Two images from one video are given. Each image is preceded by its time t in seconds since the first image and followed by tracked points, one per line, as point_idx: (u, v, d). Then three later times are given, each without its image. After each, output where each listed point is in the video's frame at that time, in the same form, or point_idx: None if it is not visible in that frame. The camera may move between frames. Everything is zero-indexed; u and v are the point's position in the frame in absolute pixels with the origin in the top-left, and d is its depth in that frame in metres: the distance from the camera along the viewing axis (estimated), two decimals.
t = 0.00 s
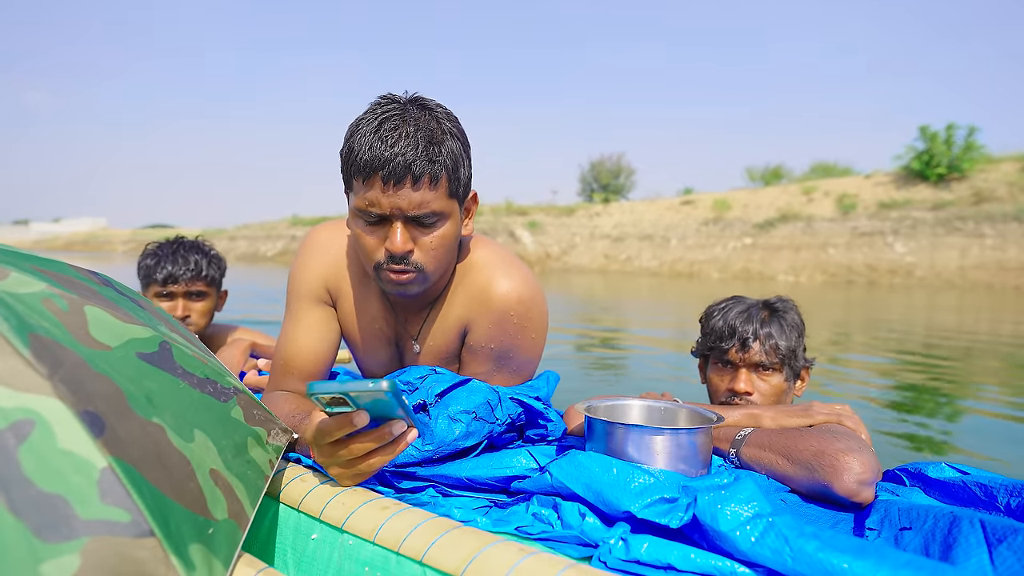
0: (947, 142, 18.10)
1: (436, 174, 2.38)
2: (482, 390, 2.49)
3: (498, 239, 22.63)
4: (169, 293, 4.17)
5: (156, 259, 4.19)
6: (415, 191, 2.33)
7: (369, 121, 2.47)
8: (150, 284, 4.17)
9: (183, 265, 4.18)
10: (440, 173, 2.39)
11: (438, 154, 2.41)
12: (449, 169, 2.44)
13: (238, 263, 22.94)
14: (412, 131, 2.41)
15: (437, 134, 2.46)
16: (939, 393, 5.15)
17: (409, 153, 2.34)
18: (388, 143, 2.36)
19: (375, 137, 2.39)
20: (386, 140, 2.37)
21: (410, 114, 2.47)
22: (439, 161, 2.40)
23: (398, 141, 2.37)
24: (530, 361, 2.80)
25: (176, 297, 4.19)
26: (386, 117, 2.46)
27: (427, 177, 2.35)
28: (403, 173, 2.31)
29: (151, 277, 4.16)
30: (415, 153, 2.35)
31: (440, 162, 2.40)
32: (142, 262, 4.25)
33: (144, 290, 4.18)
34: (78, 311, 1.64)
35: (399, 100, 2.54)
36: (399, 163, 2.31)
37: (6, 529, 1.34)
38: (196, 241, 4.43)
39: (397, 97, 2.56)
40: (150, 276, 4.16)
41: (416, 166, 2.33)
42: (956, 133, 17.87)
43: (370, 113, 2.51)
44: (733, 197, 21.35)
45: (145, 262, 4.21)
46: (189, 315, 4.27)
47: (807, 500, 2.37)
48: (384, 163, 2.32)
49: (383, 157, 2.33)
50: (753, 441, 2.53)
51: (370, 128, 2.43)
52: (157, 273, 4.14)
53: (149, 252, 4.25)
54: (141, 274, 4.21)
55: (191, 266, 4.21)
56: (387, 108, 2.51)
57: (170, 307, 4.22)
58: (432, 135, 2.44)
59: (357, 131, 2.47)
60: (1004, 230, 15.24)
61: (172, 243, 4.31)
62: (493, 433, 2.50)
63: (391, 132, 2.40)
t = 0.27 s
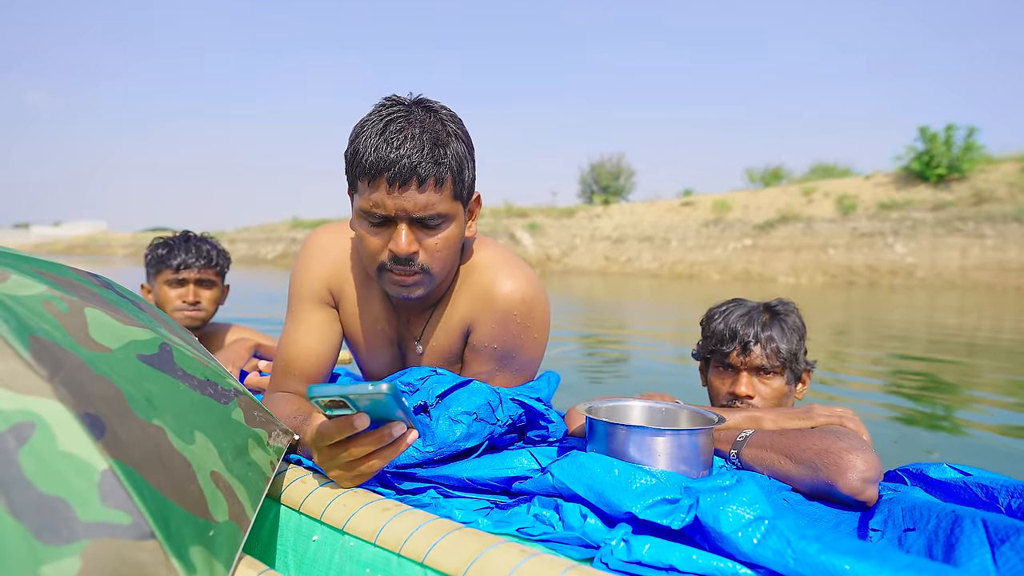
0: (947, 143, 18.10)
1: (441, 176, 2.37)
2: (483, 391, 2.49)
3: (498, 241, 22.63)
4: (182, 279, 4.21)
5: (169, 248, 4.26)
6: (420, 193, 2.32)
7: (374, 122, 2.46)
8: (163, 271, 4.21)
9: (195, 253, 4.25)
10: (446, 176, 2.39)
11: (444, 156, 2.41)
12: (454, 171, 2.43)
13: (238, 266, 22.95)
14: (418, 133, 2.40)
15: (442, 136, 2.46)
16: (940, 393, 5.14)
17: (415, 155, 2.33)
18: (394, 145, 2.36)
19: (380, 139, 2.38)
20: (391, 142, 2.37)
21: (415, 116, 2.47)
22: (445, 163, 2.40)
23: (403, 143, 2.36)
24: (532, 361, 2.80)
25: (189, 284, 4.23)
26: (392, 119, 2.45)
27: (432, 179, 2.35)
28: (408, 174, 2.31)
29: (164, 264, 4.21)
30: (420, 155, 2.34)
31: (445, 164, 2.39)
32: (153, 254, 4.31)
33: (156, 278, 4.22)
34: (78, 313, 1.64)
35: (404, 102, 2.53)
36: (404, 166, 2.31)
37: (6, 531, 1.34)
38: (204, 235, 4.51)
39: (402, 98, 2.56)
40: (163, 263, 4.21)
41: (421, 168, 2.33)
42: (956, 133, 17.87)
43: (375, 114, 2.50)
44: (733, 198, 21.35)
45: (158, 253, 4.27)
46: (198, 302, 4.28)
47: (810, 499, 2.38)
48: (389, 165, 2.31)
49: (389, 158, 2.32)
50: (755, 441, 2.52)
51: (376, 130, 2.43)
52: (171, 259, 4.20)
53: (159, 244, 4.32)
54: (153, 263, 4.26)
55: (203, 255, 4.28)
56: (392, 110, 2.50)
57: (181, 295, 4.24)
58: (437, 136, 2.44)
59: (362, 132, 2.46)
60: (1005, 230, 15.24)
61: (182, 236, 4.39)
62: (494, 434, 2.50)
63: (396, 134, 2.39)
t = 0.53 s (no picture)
0: (949, 141, 18.09)
1: (448, 173, 2.37)
2: (482, 387, 2.49)
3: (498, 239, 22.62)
4: (176, 280, 4.20)
5: (162, 247, 4.24)
6: (426, 190, 2.32)
7: (381, 118, 2.46)
8: (157, 271, 4.20)
9: (189, 253, 4.23)
10: (452, 172, 2.39)
11: (451, 153, 2.40)
12: (460, 168, 2.43)
13: (239, 263, 22.95)
14: (425, 129, 2.40)
15: (449, 133, 2.46)
16: (940, 391, 5.14)
17: (421, 151, 2.33)
18: (400, 141, 2.36)
19: (387, 135, 2.38)
20: (398, 138, 2.37)
21: (422, 112, 2.47)
22: (451, 159, 2.39)
23: (410, 139, 2.36)
24: (533, 358, 2.80)
25: (183, 284, 4.23)
26: (399, 115, 2.45)
27: (439, 176, 2.35)
28: (415, 170, 2.31)
29: (158, 264, 4.20)
30: (427, 151, 2.34)
31: (452, 161, 2.39)
32: (147, 252, 4.30)
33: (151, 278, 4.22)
34: (77, 309, 1.64)
35: (411, 99, 2.54)
36: (411, 162, 2.31)
37: (5, 527, 1.34)
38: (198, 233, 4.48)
39: (409, 95, 2.56)
40: (157, 263, 4.20)
41: (428, 164, 2.33)
42: (957, 131, 17.85)
43: (381, 110, 2.50)
44: (734, 196, 21.34)
45: (151, 251, 4.25)
46: (193, 302, 4.29)
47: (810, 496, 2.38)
48: (396, 161, 2.31)
49: (395, 154, 2.32)
50: (754, 439, 2.51)
51: (382, 126, 2.43)
52: (164, 259, 4.19)
53: (153, 242, 4.30)
54: (147, 263, 4.25)
55: (197, 254, 4.26)
56: (399, 106, 2.50)
57: (175, 295, 4.24)
58: (444, 133, 2.44)
59: (368, 128, 2.46)
60: (1006, 228, 15.23)
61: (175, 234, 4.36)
62: (493, 430, 2.50)
63: (403, 130, 2.39)
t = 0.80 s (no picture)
0: (956, 146, 18.04)
1: (453, 177, 2.38)
2: (484, 391, 2.50)
3: (502, 239, 22.63)
4: (181, 280, 4.22)
5: (168, 247, 4.26)
6: (431, 194, 2.33)
7: (387, 122, 2.47)
8: (163, 271, 4.22)
9: (195, 253, 4.26)
10: (457, 177, 2.40)
11: (456, 158, 2.41)
12: (465, 173, 2.44)
13: (243, 261, 23.00)
14: (431, 134, 2.41)
15: (455, 138, 2.46)
16: (944, 398, 5.13)
17: (427, 155, 2.34)
18: (407, 145, 2.37)
19: (393, 139, 2.39)
20: (404, 142, 2.38)
21: (429, 117, 2.48)
22: (457, 164, 2.40)
23: (416, 143, 2.37)
24: (535, 362, 2.81)
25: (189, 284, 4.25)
26: (406, 119, 2.46)
27: (444, 180, 2.36)
28: (420, 174, 2.32)
29: (164, 263, 4.21)
30: (433, 155, 2.35)
31: (457, 165, 2.40)
32: (151, 253, 4.32)
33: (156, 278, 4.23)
34: (83, 310, 1.65)
35: (418, 103, 2.55)
36: (417, 166, 2.32)
37: (11, 527, 1.35)
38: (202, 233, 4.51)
39: (416, 99, 2.57)
40: (162, 263, 4.22)
41: (433, 168, 2.34)
42: (964, 136, 17.81)
43: (388, 114, 2.51)
44: (739, 200, 21.32)
45: (156, 251, 4.27)
46: (198, 303, 4.31)
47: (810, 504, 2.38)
48: (402, 164, 2.32)
49: (401, 157, 2.33)
50: (755, 445, 2.52)
51: (389, 130, 2.44)
52: (170, 259, 4.21)
53: (158, 243, 4.32)
54: (152, 263, 4.27)
55: (203, 254, 4.29)
56: (406, 110, 2.51)
57: (181, 296, 4.26)
58: (450, 138, 2.45)
59: (375, 131, 2.47)
60: (1013, 234, 15.19)
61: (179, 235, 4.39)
62: (494, 434, 2.51)
63: (409, 134, 2.40)
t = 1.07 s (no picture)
0: (961, 147, 17.98)
1: (452, 175, 2.38)
2: (485, 388, 2.50)
3: (505, 237, 22.61)
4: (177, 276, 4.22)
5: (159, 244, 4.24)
6: (430, 191, 2.33)
7: (386, 120, 2.47)
8: (157, 268, 4.21)
9: (188, 249, 4.25)
10: (456, 174, 2.40)
11: (455, 155, 2.41)
12: (464, 171, 2.44)
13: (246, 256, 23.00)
14: (429, 131, 2.41)
15: (454, 136, 2.46)
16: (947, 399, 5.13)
17: (426, 152, 2.34)
18: (405, 142, 2.37)
19: (392, 137, 2.39)
20: (403, 139, 2.38)
21: (427, 115, 2.48)
22: (455, 162, 2.40)
23: (415, 140, 2.37)
24: (535, 360, 2.81)
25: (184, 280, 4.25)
26: (404, 117, 2.46)
27: (443, 177, 2.36)
28: (419, 171, 2.32)
29: (157, 260, 4.20)
30: (431, 153, 2.35)
31: (456, 163, 2.40)
32: (142, 250, 4.29)
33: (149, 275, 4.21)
34: (85, 304, 1.65)
35: (417, 101, 2.55)
36: (415, 163, 2.32)
37: (13, 519, 1.36)
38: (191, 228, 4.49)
39: (414, 97, 2.57)
40: (156, 260, 4.21)
41: (432, 166, 2.34)
42: (970, 138, 17.76)
43: (387, 112, 2.51)
44: (743, 199, 21.29)
45: (148, 248, 4.25)
46: (193, 298, 4.31)
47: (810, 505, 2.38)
48: (401, 162, 2.32)
49: (400, 155, 2.33)
50: (755, 445, 2.52)
51: (388, 127, 2.44)
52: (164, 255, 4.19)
53: (149, 240, 4.30)
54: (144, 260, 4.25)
55: (196, 250, 4.28)
56: (405, 108, 2.51)
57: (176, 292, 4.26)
58: (448, 136, 2.45)
59: (374, 129, 2.47)
60: (1018, 237, 15.15)
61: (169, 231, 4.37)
62: (494, 431, 2.51)
63: (408, 132, 2.40)
